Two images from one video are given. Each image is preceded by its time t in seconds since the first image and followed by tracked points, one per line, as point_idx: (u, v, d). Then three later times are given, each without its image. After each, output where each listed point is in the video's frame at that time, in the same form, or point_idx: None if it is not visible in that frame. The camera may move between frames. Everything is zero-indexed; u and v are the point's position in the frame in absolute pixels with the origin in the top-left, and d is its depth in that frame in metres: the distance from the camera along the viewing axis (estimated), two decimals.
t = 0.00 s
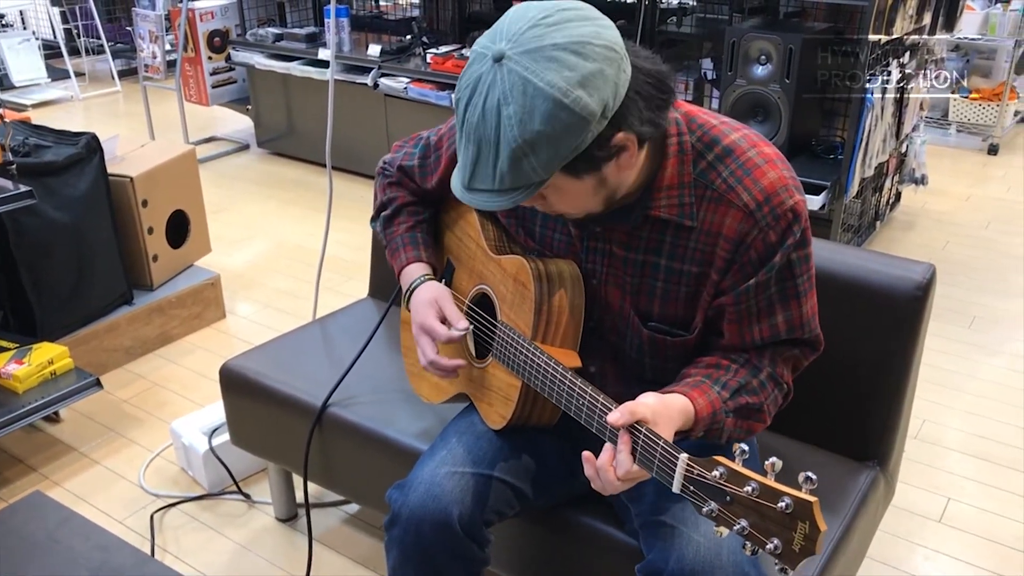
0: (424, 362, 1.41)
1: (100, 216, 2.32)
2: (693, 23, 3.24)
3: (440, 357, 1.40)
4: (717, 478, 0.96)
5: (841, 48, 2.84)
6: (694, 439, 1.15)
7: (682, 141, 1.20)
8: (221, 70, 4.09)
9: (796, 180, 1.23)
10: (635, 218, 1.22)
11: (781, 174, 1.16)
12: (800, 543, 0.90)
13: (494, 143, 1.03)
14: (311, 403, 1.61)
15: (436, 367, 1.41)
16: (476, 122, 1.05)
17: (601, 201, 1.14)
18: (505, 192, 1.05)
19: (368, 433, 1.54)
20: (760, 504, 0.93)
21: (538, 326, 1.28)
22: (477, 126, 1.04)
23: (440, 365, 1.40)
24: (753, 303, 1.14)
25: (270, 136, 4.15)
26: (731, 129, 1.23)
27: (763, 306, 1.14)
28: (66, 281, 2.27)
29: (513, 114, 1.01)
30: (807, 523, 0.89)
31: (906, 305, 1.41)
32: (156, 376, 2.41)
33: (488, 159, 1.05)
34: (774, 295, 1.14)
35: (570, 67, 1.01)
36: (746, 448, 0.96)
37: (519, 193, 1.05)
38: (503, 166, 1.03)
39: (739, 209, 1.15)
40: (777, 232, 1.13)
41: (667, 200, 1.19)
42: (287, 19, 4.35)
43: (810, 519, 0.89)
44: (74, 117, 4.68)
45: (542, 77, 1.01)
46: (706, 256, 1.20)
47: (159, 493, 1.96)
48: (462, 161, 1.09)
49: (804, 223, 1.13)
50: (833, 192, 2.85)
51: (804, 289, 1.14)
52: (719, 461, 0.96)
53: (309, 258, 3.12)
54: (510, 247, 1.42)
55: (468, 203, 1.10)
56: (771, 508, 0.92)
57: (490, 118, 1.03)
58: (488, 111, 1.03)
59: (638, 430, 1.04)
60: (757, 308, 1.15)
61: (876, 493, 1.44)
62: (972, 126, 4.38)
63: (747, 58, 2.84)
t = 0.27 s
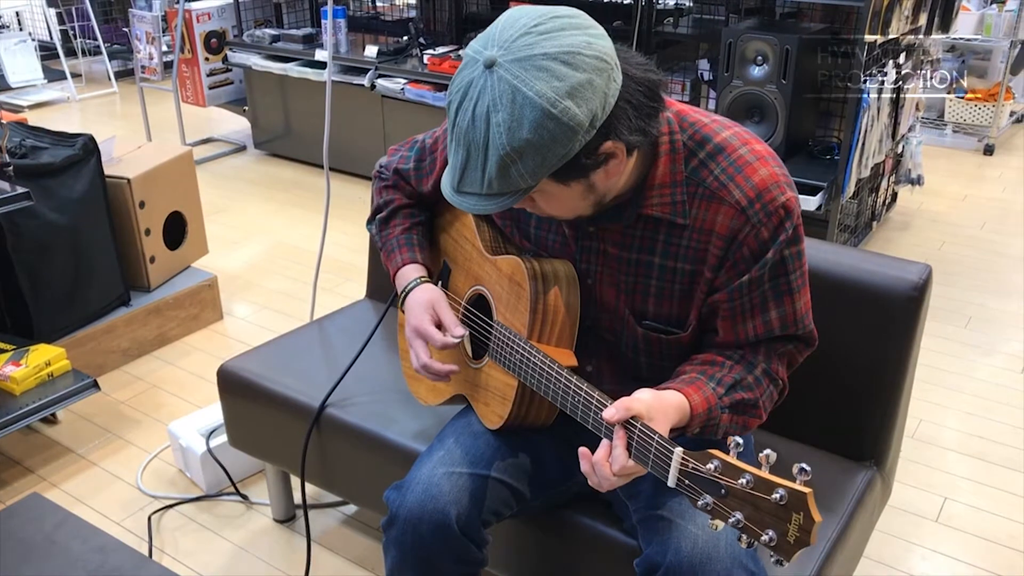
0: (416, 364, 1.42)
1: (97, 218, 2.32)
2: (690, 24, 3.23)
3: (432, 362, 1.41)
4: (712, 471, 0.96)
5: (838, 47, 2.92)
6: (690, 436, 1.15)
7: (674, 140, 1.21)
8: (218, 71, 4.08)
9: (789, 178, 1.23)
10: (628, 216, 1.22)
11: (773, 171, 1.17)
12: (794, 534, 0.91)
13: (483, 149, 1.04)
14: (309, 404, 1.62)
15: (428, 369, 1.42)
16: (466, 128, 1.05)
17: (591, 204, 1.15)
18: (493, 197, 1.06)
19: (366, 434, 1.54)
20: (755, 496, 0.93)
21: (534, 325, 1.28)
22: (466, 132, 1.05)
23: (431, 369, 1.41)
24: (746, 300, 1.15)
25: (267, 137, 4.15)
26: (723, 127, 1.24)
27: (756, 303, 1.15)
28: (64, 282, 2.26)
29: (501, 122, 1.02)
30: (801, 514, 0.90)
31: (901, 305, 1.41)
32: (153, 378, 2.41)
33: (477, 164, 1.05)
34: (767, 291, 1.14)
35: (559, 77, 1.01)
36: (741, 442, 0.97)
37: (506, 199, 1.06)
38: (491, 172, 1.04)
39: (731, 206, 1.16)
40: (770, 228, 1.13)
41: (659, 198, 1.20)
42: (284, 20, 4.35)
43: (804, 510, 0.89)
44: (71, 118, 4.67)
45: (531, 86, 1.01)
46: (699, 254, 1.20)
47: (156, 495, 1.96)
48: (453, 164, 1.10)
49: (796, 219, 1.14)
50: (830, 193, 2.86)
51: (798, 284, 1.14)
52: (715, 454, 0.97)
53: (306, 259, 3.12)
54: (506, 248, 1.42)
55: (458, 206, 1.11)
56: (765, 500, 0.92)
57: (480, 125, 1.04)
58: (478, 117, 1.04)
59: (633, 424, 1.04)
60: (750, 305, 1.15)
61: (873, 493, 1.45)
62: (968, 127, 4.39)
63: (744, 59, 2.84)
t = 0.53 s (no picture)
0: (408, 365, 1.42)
1: (94, 218, 2.32)
2: (687, 24, 3.22)
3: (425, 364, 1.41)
4: (706, 462, 0.97)
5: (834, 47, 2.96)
6: (686, 432, 1.15)
7: (667, 135, 1.21)
8: (215, 73, 4.05)
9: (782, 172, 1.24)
10: (622, 212, 1.22)
11: (766, 164, 1.17)
12: (788, 523, 0.91)
13: (477, 148, 1.04)
14: (306, 405, 1.61)
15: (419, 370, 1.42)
16: (459, 128, 1.05)
17: (585, 200, 1.15)
18: (488, 195, 1.07)
19: (363, 434, 1.54)
20: (749, 486, 0.94)
21: (529, 323, 1.28)
22: (460, 131, 1.05)
23: (424, 371, 1.41)
24: (741, 292, 1.15)
25: (263, 138, 4.14)
26: (715, 122, 1.24)
27: (751, 295, 1.15)
28: (61, 283, 2.26)
29: (495, 121, 1.02)
30: (795, 502, 0.90)
31: (896, 303, 1.42)
32: (151, 379, 2.40)
33: (472, 163, 1.06)
34: (762, 284, 1.14)
35: (551, 74, 1.02)
36: (734, 433, 0.97)
37: (502, 197, 1.06)
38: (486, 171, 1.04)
39: (725, 199, 1.16)
40: (764, 220, 1.14)
41: (653, 193, 1.20)
42: (280, 21, 4.34)
43: (798, 498, 0.90)
44: (67, 119, 4.67)
45: (524, 83, 1.01)
46: (693, 248, 1.20)
47: (154, 496, 1.96)
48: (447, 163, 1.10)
49: (789, 211, 1.15)
50: (827, 193, 2.86)
51: (792, 277, 1.14)
52: (708, 446, 0.97)
53: (303, 260, 3.12)
54: (501, 248, 1.42)
55: (453, 204, 1.11)
56: (758, 490, 0.93)
57: (473, 124, 1.04)
58: (471, 116, 1.04)
59: (627, 418, 1.04)
60: (745, 297, 1.15)
61: (870, 492, 1.45)
62: (963, 127, 4.41)
63: (740, 59, 2.84)
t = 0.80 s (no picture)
0: (422, 344, 1.42)
1: (93, 219, 2.32)
2: (685, 25, 3.23)
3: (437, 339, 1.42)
4: (704, 457, 0.97)
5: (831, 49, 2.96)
6: (685, 428, 1.15)
7: (669, 133, 1.21)
8: (213, 73, 4.06)
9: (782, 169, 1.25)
10: (625, 210, 1.23)
11: (767, 159, 1.18)
12: (786, 518, 0.92)
13: (478, 161, 1.05)
14: (305, 405, 1.62)
15: (434, 348, 1.42)
16: (460, 142, 1.06)
17: (586, 203, 1.15)
18: (493, 206, 1.07)
19: (363, 433, 1.54)
20: (746, 481, 0.94)
21: (528, 321, 1.29)
22: (461, 146, 1.06)
23: (437, 344, 1.41)
24: (743, 286, 1.16)
25: (262, 138, 4.14)
26: (716, 120, 1.25)
27: (753, 289, 1.16)
28: (60, 283, 2.26)
29: (495, 135, 1.02)
30: (793, 497, 0.91)
31: (895, 302, 1.42)
32: (150, 379, 2.40)
33: (474, 176, 1.07)
34: (763, 278, 1.15)
35: (548, 85, 1.02)
36: (731, 428, 0.98)
37: (506, 208, 1.07)
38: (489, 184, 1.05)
39: (729, 194, 1.17)
40: (766, 214, 1.15)
41: (656, 191, 1.20)
42: (278, 21, 4.34)
43: (795, 494, 0.90)
44: (65, 119, 4.66)
45: (521, 96, 1.02)
46: (696, 244, 1.21)
47: (154, 496, 1.96)
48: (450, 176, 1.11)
49: (791, 205, 1.15)
50: (825, 193, 2.87)
51: (792, 271, 1.15)
52: (706, 441, 0.97)
53: (302, 260, 3.12)
54: (501, 248, 1.43)
55: (458, 216, 1.12)
56: (756, 484, 0.93)
57: (473, 138, 1.04)
58: (471, 131, 1.04)
59: (625, 415, 1.04)
60: (748, 291, 1.16)
61: (869, 491, 1.45)
62: (960, 127, 4.42)
63: (738, 59, 2.85)
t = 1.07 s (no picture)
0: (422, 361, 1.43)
1: (93, 219, 2.32)
2: (683, 25, 3.24)
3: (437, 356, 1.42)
4: (708, 456, 0.97)
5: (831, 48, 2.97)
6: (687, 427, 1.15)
7: (672, 131, 1.22)
8: (212, 73, 4.07)
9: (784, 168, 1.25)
10: (628, 208, 1.23)
11: (770, 157, 1.18)
12: (790, 516, 0.92)
13: (491, 146, 1.04)
14: (306, 404, 1.62)
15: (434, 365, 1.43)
16: (472, 126, 1.05)
17: (593, 199, 1.16)
18: (501, 192, 1.06)
19: (363, 433, 1.54)
20: (750, 479, 0.95)
21: (530, 321, 1.29)
22: (473, 129, 1.05)
23: (436, 364, 1.42)
24: (746, 284, 1.16)
25: (261, 138, 4.15)
26: (718, 118, 1.25)
27: (755, 287, 1.16)
28: (60, 283, 2.26)
29: (510, 117, 1.02)
30: (797, 495, 0.91)
31: (895, 301, 1.43)
32: (150, 379, 2.40)
33: (485, 161, 1.06)
34: (766, 275, 1.15)
35: (565, 69, 1.02)
36: (735, 426, 0.98)
37: (515, 195, 1.06)
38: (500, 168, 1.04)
39: (732, 192, 1.17)
40: (769, 213, 1.15)
41: (659, 188, 1.21)
42: (278, 22, 4.34)
43: (799, 492, 0.90)
44: (65, 120, 4.66)
45: (538, 79, 1.02)
46: (699, 242, 1.21)
47: (154, 496, 1.96)
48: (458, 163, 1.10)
49: (793, 203, 1.16)
50: (824, 193, 2.87)
51: (794, 269, 1.15)
52: (710, 439, 0.98)
53: (302, 260, 3.12)
54: (502, 247, 1.43)
55: (465, 204, 1.11)
56: (760, 483, 0.93)
57: (487, 121, 1.04)
58: (485, 114, 1.04)
59: (630, 414, 1.05)
60: (750, 290, 1.16)
61: (869, 489, 1.46)
62: (959, 127, 4.43)
63: (737, 60, 2.85)
